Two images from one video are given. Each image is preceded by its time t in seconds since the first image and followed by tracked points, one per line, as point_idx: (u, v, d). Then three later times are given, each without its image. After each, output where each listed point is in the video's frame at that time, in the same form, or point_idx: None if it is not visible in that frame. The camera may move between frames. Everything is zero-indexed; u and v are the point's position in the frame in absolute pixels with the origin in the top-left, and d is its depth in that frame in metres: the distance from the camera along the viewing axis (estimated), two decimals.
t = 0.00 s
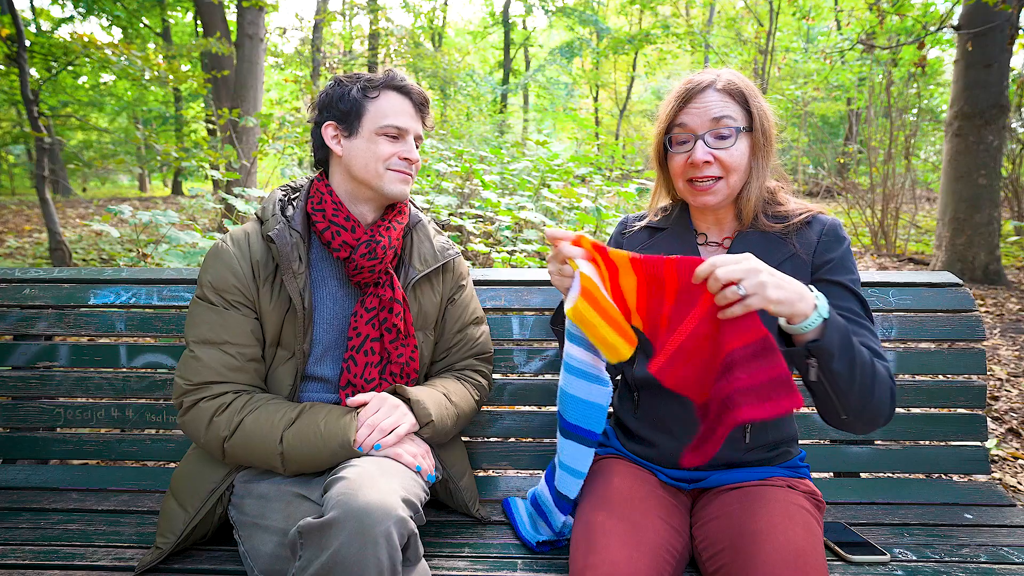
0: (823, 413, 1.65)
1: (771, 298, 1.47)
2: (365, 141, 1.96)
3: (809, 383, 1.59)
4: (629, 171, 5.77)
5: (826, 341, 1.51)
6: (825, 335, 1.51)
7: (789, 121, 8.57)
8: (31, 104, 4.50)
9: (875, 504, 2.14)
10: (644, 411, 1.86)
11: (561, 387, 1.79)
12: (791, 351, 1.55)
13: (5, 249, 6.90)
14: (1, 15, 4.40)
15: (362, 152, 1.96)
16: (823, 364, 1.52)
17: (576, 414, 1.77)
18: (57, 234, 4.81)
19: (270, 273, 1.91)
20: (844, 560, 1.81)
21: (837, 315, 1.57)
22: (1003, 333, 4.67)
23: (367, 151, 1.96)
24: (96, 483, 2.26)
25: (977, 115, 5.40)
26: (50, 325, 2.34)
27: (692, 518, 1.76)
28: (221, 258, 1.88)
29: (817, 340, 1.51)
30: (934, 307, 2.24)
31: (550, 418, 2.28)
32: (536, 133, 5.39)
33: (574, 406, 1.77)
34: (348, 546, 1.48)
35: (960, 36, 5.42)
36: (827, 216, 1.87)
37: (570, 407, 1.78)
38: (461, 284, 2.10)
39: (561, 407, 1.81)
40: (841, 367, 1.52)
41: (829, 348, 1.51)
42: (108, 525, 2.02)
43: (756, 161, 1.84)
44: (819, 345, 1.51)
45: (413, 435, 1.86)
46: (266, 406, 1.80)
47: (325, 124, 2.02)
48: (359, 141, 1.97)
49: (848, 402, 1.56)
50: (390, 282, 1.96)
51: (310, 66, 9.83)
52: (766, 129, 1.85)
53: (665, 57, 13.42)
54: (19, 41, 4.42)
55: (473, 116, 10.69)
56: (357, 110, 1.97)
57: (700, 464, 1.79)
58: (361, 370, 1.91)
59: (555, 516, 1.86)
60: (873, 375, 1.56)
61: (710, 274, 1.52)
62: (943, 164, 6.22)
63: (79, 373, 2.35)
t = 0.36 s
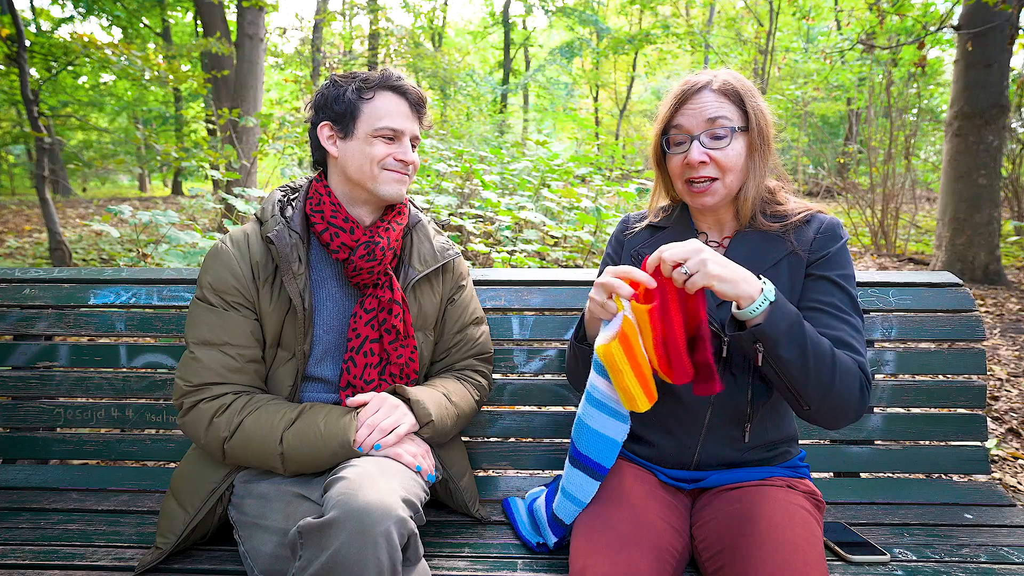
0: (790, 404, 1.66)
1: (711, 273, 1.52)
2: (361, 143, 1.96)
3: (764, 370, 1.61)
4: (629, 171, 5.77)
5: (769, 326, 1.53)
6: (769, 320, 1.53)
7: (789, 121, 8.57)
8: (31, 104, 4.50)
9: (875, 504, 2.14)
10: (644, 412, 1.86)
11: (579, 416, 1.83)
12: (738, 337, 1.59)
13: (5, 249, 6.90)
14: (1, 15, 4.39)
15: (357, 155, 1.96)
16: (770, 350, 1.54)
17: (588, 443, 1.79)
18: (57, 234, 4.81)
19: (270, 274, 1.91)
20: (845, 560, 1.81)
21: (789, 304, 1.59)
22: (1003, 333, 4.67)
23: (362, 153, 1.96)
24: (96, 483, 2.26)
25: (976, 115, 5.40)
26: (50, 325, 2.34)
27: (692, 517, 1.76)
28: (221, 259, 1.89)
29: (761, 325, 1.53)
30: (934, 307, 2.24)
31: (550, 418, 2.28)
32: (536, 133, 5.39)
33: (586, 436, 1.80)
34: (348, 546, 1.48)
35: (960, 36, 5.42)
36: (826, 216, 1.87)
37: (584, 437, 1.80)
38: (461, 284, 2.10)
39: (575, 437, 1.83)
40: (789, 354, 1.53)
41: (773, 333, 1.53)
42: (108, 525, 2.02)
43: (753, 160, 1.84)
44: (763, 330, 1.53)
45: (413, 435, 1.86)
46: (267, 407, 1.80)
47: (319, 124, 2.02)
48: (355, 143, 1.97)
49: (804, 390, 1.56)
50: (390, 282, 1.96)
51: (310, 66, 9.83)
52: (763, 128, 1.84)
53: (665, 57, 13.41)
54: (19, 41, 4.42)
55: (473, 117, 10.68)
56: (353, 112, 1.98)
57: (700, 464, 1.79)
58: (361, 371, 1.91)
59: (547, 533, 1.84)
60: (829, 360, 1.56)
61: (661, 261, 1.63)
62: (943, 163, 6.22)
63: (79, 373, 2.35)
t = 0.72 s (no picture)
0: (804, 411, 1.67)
1: (753, 298, 1.48)
2: (362, 147, 1.96)
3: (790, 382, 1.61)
4: (629, 172, 5.77)
5: (806, 342, 1.52)
6: (806, 335, 1.52)
7: (789, 121, 8.57)
8: (31, 104, 4.50)
9: (875, 504, 2.14)
10: (644, 412, 1.86)
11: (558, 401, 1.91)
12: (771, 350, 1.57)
13: (5, 249, 6.91)
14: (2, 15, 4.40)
15: (357, 158, 1.96)
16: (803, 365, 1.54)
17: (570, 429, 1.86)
18: (57, 234, 4.81)
19: (271, 273, 1.91)
20: (844, 560, 1.81)
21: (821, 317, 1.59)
22: (1003, 333, 4.67)
23: (363, 157, 1.95)
24: (96, 482, 2.26)
25: (977, 115, 5.40)
26: (50, 325, 2.34)
27: (692, 517, 1.76)
28: (222, 258, 1.89)
29: (797, 340, 1.52)
30: (934, 307, 2.24)
31: (550, 418, 2.29)
32: (536, 133, 5.39)
33: (569, 421, 1.86)
34: (348, 546, 1.48)
35: (960, 36, 5.42)
36: (827, 216, 1.87)
37: (566, 421, 1.87)
38: (461, 283, 2.10)
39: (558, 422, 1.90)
40: (821, 368, 1.54)
41: (808, 348, 1.52)
42: (108, 525, 2.02)
43: (752, 159, 1.84)
44: (800, 346, 1.52)
45: (414, 435, 1.86)
46: (267, 406, 1.80)
47: (321, 123, 2.01)
48: (356, 146, 1.96)
49: (825, 402, 1.58)
50: (390, 282, 1.96)
51: (310, 66, 9.84)
52: (763, 128, 1.84)
53: (665, 57, 13.40)
54: (19, 41, 4.42)
55: (473, 117, 10.67)
56: (355, 114, 1.96)
57: (700, 464, 1.79)
58: (362, 370, 1.91)
59: (547, 524, 1.87)
60: (853, 375, 1.57)
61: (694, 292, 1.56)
62: (943, 164, 6.22)
63: (79, 373, 2.34)
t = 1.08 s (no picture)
0: (803, 419, 1.71)
1: (807, 318, 1.50)
2: (350, 166, 1.91)
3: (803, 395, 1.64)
4: (629, 172, 5.77)
5: (838, 365, 1.56)
6: (838, 359, 1.57)
7: (789, 121, 8.56)
8: (31, 104, 4.49)
9: (875, 504, 2.14)
10: (644, 411, 1.86)
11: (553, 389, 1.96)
12: (801, 368, 1.60)
13: (5, 249, 6.90)
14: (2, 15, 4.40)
15: (347, 177, 1.93)
16: (828, 386, 1.58)
17: (564, 413, 1.92)
18: (57, 234, 4.81)
19: (269, 275, 1.91)
20: (844, 560, 1.81)
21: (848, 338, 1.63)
22: (1003, 333, 4.67)
23: (353, 176, 1.92)
24: (96, 483, 2.26)
25: (977, 115, 5.40)
26: (50, 325, 2.34)
27: (692, 518, 1.76)
28: (220, 260, 1.89)
29: (831, 364, 1.57)
30: (934, 307, 2.24)
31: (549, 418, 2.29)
32: (536, 133, 5.39)
33: (563, 406, 1.92)
34: (349, 546, 1.48)
35: (960, 36, 5.42)
36: (829, 217, 1.86)
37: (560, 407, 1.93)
38: (461, 284, 2.10)
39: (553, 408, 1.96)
40: (842, 391, 1.58)
41: (839, 372, 1.56)
42: (108, 525, 2.02)
43: (754, 160, 1.84)
44: (831, 369, 1.56)
45: (414, 435, 1.86)
46: (266, 408, 1.80)
47: (310, 139, 1.98)
48: (345, 164, 1.92)
49: (833, 417, 1.62)
50: (389, 286, 1.96)
51: (310, 66, 9.84)
52: (764, 129, 1.84)
53: (665, 57, 13.39)
54: (19, 41, 4.42)
55: (473, 116, 10.66)
56: (341, 132, 1.90)
57: (700, 463, 1.78)
58: (361, 374, 1.92)
59: (547, 516, 1.88)
60: (863, 396, 1.63)
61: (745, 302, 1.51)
62: (943, 163, 6.21)
63: (79, 373, 2.34)
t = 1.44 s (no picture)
0: (783, 418, 1.71)
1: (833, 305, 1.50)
2: (315, 190, 1.82)
3: (791, 394, 1.63)
4: (629, 172, 5.78)
5: (831, 369, 1.56)
6: (831, 362, 1.57)
7: (789, 121, 8.57)
8: (31, 104, 4.49)
9: (875, 504, 2.14)
10: (645, 413, 1.86)
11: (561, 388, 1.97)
12: (794, 368, 1.59)
13: (5, 249, 6.90)
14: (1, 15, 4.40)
15: (316, 200, 1.85)
16: (817, 388, 1.57)
17: (571, 411, 1.93)
18: (57, 234, 4.81)
19: (254, 287, 1.89)
20: (844, 560, 1.81)
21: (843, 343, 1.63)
22: (1002, 333, 4.67)
23: (321, 200, 1.84)
24: (96, 483, 2.26)
25: (977, 115, 5.40)
26: (50, 325, 2.34)
27: (692, 517, 1.76)
28: (205, 270, 1.88)
29: (823, 366, 1.56)
30: (934, 308, 2.24)
31: (550, 418, 2.29)
32: (536, 133, 5.39)
33: (569, 404, 1.93)
34: (349, 546, 1.48)
35: (960, 36, 5.42)
36: (833, 217, 1.84)
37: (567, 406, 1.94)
38: (453, 280, 2.09)
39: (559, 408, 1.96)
40: (829, 394, 1.58)
41: (831, 374, 1.56)
42: (108, 525, 2.02)
43: (752, 160, 1.84)
44: (823, 371, 1.55)
45: (414, 434, 1.86)
46: (260, 417, 1.80)
47: (269, 164, 1.85)
48: (310, 188, 1.83)
49: (811, 418, 1.62)
50: (376, 293, 1.93)
51: (310, 66, 9.86)
52: (764, 129, 1.84)
53: (665, 57, 13.39)
54: (19, 41, 4.42)
55: (473, 116, 10.67)
56: (297, 158, 1.78)
57: (700, 463, 1.78)
58: (354, 382, 1.92)
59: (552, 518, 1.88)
60: (845, 404, 1.62)
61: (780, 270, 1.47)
62: (943, 164, 6.21)
63: (79, 373, 2.34)
